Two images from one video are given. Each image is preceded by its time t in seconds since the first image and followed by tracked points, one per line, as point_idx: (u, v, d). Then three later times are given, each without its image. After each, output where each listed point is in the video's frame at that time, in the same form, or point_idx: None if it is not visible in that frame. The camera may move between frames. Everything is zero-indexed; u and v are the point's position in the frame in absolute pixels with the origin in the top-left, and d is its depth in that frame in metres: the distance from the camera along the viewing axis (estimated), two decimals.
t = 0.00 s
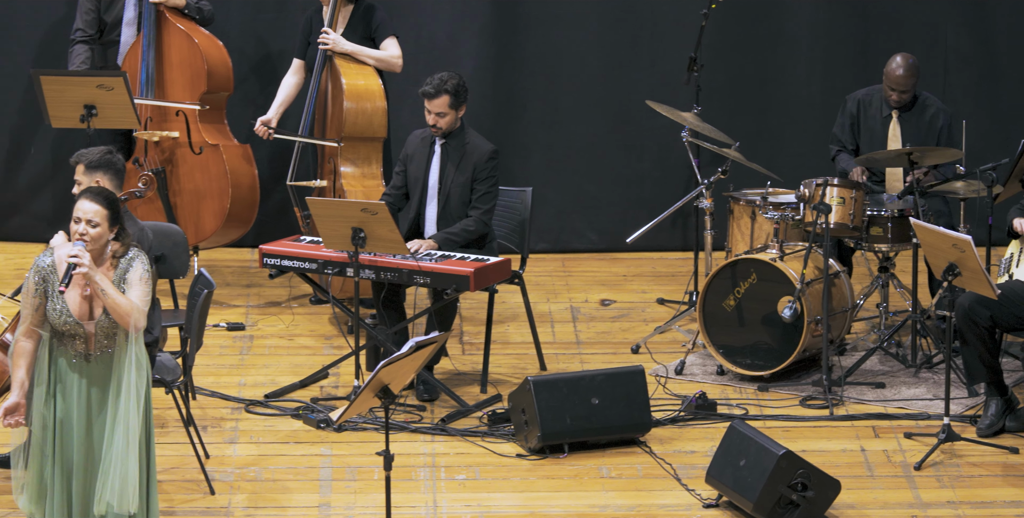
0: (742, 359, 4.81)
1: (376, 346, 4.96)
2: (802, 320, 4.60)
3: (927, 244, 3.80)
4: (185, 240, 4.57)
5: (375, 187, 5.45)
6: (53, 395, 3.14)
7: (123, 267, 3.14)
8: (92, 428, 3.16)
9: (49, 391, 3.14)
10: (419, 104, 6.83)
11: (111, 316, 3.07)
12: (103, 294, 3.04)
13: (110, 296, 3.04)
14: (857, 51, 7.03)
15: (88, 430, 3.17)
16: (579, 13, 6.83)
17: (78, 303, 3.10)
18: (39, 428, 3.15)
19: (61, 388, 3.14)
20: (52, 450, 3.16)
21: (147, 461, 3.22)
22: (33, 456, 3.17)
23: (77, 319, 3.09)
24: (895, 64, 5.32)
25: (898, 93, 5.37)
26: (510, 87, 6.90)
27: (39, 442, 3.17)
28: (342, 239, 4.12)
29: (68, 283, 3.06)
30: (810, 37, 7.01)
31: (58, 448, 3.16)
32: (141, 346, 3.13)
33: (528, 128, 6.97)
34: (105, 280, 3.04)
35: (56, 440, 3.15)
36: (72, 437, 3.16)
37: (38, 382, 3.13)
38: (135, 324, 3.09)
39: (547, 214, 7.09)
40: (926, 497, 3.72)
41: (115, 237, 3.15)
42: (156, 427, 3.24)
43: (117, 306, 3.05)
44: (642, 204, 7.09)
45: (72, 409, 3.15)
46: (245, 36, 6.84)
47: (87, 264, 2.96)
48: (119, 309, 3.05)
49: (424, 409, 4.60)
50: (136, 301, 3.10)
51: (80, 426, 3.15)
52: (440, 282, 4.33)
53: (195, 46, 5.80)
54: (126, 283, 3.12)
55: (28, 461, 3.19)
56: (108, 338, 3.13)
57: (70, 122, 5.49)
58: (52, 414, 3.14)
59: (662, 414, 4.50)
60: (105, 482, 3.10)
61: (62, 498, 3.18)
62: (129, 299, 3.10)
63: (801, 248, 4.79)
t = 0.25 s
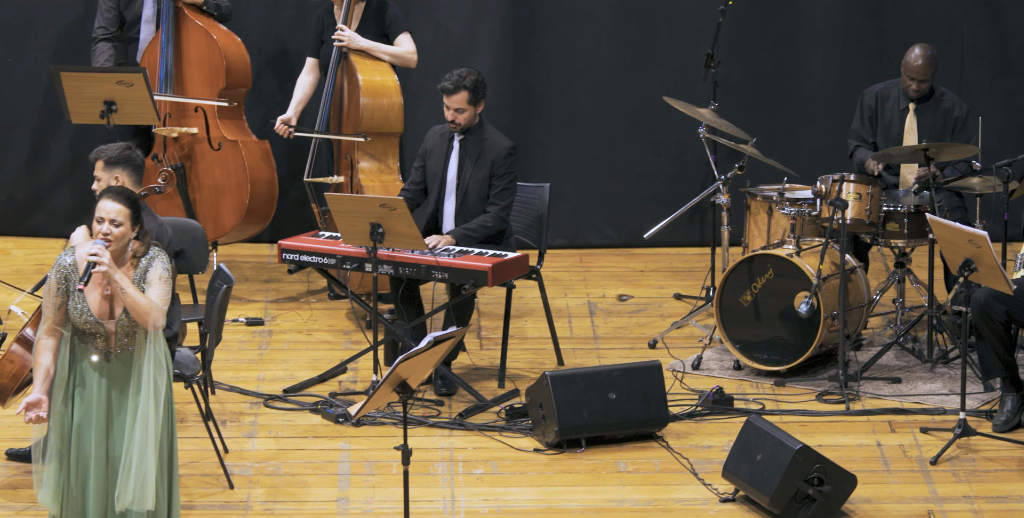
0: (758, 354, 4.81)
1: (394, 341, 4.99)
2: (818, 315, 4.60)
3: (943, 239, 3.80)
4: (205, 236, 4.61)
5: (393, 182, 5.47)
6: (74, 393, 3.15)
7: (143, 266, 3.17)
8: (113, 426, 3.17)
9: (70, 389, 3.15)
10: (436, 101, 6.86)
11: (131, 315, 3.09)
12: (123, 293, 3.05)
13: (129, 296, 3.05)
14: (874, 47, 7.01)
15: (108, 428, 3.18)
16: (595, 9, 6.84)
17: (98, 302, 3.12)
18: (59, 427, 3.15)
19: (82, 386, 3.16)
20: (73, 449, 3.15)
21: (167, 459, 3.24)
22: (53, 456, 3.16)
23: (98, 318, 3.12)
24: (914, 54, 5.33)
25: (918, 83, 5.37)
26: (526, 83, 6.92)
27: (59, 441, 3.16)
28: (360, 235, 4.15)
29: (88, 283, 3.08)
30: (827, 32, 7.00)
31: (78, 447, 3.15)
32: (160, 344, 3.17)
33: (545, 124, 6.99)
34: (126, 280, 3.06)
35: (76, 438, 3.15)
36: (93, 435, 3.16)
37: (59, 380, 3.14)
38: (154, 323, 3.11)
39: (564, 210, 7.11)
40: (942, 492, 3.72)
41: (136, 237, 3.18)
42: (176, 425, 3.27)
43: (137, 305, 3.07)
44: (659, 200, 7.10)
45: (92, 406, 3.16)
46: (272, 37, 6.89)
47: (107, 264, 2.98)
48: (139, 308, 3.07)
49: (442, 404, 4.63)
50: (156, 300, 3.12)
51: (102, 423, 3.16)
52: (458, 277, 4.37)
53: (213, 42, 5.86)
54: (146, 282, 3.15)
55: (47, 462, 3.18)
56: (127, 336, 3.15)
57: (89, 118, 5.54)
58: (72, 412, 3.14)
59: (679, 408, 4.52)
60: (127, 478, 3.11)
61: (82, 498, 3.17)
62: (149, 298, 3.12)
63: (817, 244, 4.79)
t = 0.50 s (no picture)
0: (771, 344, 4.83)
1: (408, 331, 5.03)
2: (831, 306, 4.61)
3: (954, 230, 3.80)
4: (220, 227, 4.66)
5: (408, 174, 5.53)
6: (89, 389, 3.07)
7: (159, 262, 3.11)
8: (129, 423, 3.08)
9: (85, 385, 3.07)
10: (449, 92, 6.88)
11: (147, 310, 3.02)
12: (139, 289, 2.98)
13: (145, 290, 2.98)
14: (886, 38, 6.99)
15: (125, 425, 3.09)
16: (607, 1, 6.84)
17: (115, 298, 3.03)
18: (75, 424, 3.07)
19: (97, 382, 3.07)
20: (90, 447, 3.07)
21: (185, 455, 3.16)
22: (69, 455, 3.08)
23: (114, 312, 3.03)
24: (926, 42, 5.32)
25: (931, 68, 5.36)
26: (539, 74, 6.93)
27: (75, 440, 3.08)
28: (374, 226, 4.18)
29: (104, 278, 3.00)
30: (840, 23, 6.99)
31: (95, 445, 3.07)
32: (176, 338, 3.09)
33: (557, 115, 7.00)
34: (141, 274, 2.99)
35: (91, 435, 3.07)
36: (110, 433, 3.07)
37: (75, 376, 3.05)
38: (169, 318, 3.03)
39: (576, 201, 7.13)
40: (953, 481, 3.74)
41: (153, 232, 3.12)
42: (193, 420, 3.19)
43: (152, 300, 3.00)
44: (671, 191, 7.11)
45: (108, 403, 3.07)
46: (281, 27, 6.91)
47: (123, 258, 2.91)
48: (155, 304, 3.00)
49: (456, 394, 4.66)
50: (171, 295, 3.05)
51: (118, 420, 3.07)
52: (472, 268, 4.39)
53: (226, 34, 5.89)
54: (162, 278, 3.09)
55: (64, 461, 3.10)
56: (144, 331, 3.07)
57: (105, 109, 5.59)
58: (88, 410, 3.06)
59: (691, 398, 4.54)
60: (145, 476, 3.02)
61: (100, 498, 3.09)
62: (165, 293, 3.05)
63: (829, 234, 4.79)
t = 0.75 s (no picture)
0: (783, 336, 4.84)
1: (422, 323, 5.06)
2: (843, 298, 4.62)
3: (966, 223, 3.80)
4: (235, 219, 4.69)
5: (423, 166, 5.51)
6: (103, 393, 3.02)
7: (175, 263, 3.05)
8: (144, 429, 3.02)
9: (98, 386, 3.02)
10: (463, 85, 6.90)
11: (161, 313, 2.97)
12: (153, 292, 2.93)
13: (160, 293, 2.93)
14: (899, 30, 6.98)
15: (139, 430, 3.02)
16: None
17: (130, 299, 3.00)
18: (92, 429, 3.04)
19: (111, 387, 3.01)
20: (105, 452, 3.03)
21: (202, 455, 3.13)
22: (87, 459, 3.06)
23: (130, 314, 2.99)
24: (941, 33, 5.31)
25: (944, 59, 5.36)
26: (552, 67, 6.94)
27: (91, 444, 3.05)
28: (389, 219, 4.21)
29: (119, 280, 2.95)
30: (853, 15, 6.96)
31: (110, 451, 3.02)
32: (190, 340, 3.04)
33: (570, 108, 7.01)
34: (157, 276, 2.94)
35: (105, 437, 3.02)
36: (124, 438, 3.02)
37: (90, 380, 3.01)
38: (184, 321, 2.98)
39: (589, 193, 7.14)
40: (965, 473, 3.75)
41: (170, 234, 3.05)
42: (209, 419, 3.16)
43: (166, 303, 2.94)
44: (685, 183, 7.11)
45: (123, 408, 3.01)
46: (287, 20, 6.94)
47: (138, 261, 2.86)
48: (168, 307, 2.95)
49: (470, 385, 4.69)
50: (186, 298, 2.99)
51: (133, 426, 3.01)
52: (486, 260, 4.42)
53: (238, 27, 5.94)
54: (177, 280, 3.03)
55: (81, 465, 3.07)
56: (159, 332, 3.03)
57: (121, 102, 5.63)
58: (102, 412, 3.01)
59: (703, 390, 4.55)
60: (161, 479, 2.99)
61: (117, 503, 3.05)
62: (180, 296, 2.99)
63: (841, 226, 4.80)
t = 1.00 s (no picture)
0: (795, 332, 4.85)
1: (436, 319, 5.09)
2: (855, 294, 4.63)
3: (978, 219, 3.81)
4: (249, 216, 4.73)
5: (438, 163, 5.54)
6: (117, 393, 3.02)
7: (189, 263, 3.04)
8: (158, 430, 3.01)
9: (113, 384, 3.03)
10: (476, 83, 6.92)
11: (174, 313, 2.95)
12: (165, 292, 2.92)
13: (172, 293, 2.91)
14: (911, 27, 6.96)
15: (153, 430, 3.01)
16: None
17: (145, 299, 3.00)
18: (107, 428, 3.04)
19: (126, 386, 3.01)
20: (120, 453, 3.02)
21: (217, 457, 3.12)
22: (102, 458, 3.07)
23: (144, 313, 2.99)
24: (950, 25, 5.32)
25: (955, 48, 5.36)
26: (564, 64, 6.95)
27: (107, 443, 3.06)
28: (403, 215, 4.24)
29: (133, 280, 2.96)
30: (866, 13, 6.95)
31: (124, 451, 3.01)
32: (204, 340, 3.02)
33: (582, 105, 7.02)
34: (169, 276, 2.93)
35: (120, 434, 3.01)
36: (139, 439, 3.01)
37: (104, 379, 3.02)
38: (196, 322, 2.96)
39: (602, 190, 7.15)
40: (976, 469, 3.76)
41: (183, 234, 3.05)
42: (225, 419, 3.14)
43: (179, 304, 2.93)
44: (697, 180, 7.12)
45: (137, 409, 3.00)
46: (293, 20, 6.97)
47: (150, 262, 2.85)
48: (181, 307, 2.93)
49: (483, 381, 4.71)
50: (199, 299, 2.98)
51: (147, 426, 3.00)
52: (499, 257, 4.44)
53: (248, 24, 5.97)
54: (190, 280, 3.02)
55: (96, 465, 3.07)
56: (173, 333, 3.01)
57: (137, 99, 5.67)
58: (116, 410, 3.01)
59: (716, 386, 4.57)
60: (175, 478, 2.97)
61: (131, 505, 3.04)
62: (192, 296, 2.98)
63: (854, 223, 4.80)
